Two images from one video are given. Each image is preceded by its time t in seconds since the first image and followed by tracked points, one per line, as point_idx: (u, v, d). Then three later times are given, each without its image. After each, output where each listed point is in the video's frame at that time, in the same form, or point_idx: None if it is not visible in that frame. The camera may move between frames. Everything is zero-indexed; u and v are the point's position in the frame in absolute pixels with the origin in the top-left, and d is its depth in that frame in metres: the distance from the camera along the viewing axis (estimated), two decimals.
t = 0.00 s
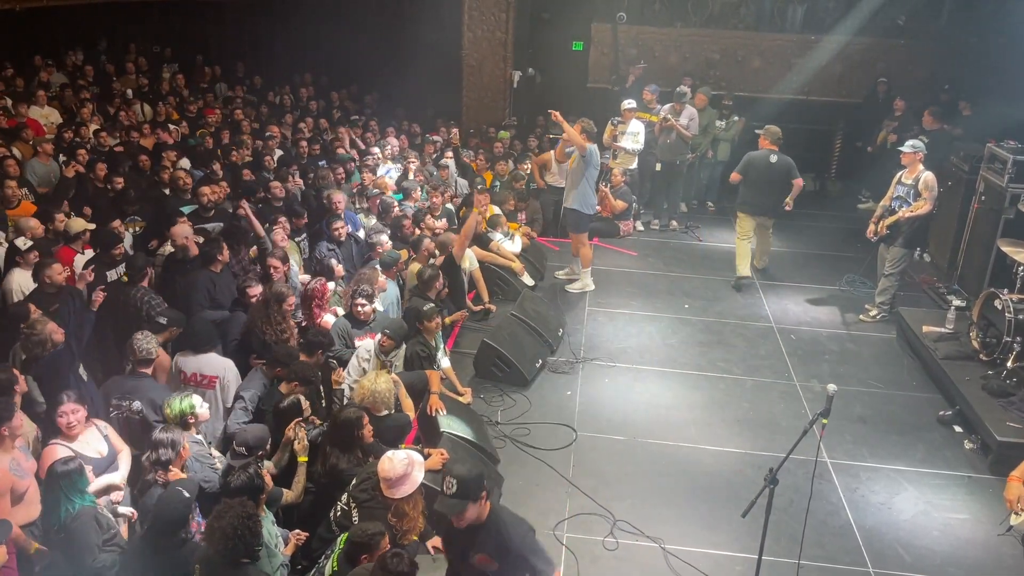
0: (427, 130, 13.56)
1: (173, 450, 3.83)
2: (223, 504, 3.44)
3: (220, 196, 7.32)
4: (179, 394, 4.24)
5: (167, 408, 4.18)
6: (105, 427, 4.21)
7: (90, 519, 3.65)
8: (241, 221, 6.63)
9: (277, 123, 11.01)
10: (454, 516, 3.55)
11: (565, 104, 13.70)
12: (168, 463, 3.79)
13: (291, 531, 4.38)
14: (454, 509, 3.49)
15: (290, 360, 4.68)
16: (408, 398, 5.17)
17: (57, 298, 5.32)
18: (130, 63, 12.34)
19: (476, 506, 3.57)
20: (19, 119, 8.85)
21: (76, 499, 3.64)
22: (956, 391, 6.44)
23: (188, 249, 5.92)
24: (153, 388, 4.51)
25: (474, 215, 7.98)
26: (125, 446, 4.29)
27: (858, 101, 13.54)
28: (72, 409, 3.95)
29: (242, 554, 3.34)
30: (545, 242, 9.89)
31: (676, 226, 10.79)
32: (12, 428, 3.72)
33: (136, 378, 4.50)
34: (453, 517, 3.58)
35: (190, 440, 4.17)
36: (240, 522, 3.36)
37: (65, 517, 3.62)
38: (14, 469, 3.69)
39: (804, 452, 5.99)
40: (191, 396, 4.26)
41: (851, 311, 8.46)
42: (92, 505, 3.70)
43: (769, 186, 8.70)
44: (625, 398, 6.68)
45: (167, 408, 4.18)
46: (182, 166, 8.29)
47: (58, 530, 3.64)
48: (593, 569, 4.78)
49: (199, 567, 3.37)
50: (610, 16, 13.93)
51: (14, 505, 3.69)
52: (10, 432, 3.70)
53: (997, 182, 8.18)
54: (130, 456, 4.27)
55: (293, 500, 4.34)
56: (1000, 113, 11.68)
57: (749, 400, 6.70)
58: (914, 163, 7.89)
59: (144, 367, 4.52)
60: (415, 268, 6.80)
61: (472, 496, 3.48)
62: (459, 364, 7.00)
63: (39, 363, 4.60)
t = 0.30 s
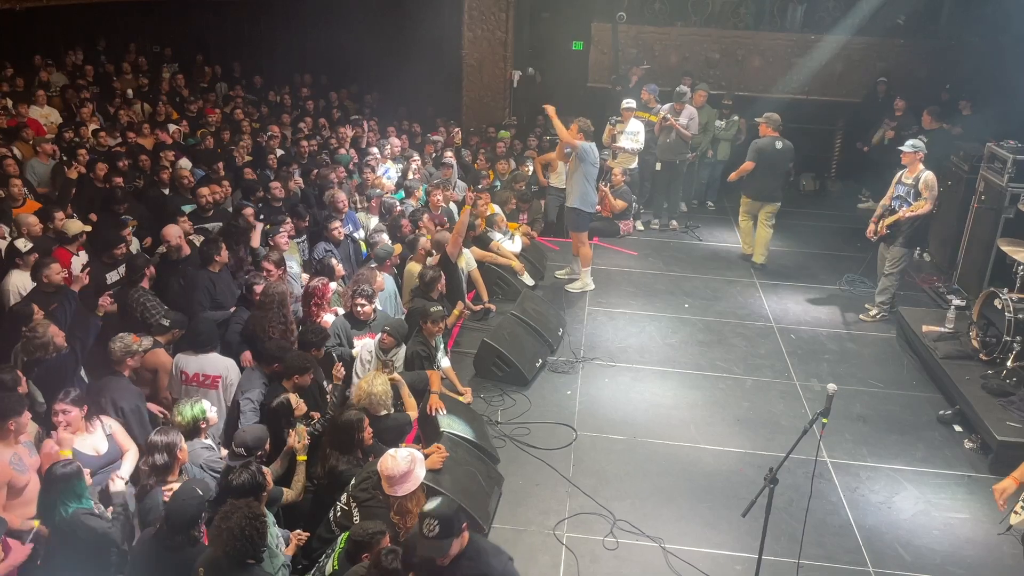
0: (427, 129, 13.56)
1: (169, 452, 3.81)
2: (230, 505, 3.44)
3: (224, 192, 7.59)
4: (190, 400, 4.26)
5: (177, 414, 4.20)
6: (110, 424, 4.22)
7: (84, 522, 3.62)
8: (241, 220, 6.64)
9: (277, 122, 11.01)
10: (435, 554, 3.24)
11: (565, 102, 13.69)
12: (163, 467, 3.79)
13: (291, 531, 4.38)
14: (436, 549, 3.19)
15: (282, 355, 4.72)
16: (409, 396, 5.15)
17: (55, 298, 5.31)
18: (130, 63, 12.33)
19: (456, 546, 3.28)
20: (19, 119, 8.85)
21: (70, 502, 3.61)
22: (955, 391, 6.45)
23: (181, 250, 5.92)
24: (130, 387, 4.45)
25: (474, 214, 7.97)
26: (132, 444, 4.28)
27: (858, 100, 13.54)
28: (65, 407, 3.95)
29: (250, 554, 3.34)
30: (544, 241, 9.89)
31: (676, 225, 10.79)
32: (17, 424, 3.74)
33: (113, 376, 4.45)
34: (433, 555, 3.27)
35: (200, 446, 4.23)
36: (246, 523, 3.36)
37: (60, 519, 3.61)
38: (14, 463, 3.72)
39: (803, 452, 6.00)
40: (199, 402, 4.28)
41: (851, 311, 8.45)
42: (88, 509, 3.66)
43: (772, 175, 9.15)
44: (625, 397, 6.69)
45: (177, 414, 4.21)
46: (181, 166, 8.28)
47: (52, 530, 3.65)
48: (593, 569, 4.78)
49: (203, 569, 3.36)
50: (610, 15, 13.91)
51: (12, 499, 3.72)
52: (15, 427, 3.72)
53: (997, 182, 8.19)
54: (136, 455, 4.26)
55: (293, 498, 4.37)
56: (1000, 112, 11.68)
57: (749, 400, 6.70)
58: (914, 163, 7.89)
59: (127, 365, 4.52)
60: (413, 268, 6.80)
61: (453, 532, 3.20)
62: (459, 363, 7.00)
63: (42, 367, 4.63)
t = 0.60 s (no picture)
0: (427, 129, 13.56)
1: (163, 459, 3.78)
2: (230, 506, 3.44)
3: (223, 192, 7.56)
4: (203, 405, 4.18)
5: (194, 420, 4.11)
6: (109, 423, 4.22)
7: (84, 515, 3.62)
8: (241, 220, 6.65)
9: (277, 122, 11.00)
10: None
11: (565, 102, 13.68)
12: (158, 473, 3.77)
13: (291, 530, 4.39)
14: None
15: (275, 354, 4.73)
16: (413, 398, 5.18)
17: (53, 297, 5.32)
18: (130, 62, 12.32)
19: None
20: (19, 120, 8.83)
21: (69, 499, 3.62)
22: (955, 390, 6.45)
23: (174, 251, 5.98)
24: (117, 382, 4.45)
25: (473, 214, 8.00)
26: (132, 444, 4.27)
27: (858, 100, 13.54)
28: (62, 409, 3.92)
29: (253, 554, 3.33)
30: (544, 241, 9.90)
31: (676, 225, 10.79)
32: (18, 425, 3.74)
33: (102, 372, 4.45)
34: None
35: (214, 452, 4.16)
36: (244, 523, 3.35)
37: (56, 517, 3.60)
38: (12, 466, 3.72)
39: (803, 451, 6.00)
40: (213, 407, 4.21)
41: (851, 310, 8.45)
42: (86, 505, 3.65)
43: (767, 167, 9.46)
44: (625, 397, 6.69)
45: (193, 420, 4.11)
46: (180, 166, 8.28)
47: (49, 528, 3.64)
48: (593, 569, 4.78)
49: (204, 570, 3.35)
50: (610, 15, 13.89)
51: (12, 500, 3.72)
52: (15, 428, 3.71)
53: (997, 181, 8.19)
54: (136, 456, 4.24)
55: (293, 496, 4.33)
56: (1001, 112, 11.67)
57: (748, 399, 6.70)
58: (914, 163, 7.88)
59: (115, 363, 4.50)
60: (412, 267, 6.78)
61: None
62: (458, 363, 7.00)
63: (43, 368, 4.64)
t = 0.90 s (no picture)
0: (427, 129, 13.56)
1: (162, 461, 3.81)
2: (218, 510, 3.44)
3: (223, 192, 7.53)
4: (211, 404, 4.26)
5: (201, 419, 4.19)
6: (106, 425, 4.21)
7: (84, 514, 3.63)
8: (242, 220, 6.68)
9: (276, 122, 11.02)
10: None
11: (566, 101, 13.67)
12: (156, 477, 3.80)
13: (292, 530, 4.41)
14: None
15: (270, 355, 4.77)
16: (415, 399, 5.17)
17: (52, 297, 5.33)
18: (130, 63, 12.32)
19: None
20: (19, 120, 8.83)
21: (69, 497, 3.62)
22: (955, 390, 6.45)
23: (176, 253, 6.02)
24: (118, 384, 4.46)
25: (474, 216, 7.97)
26: (129, 446, 4.28)
27: (858, 100, 13.54)
28: (59, 410, 3.92)
29: (242, 557, 3.33)
30: (544, 241, 9.90)
31: (676, 225, 10.79)
32: (17, 428, 3.73)
33: (103, 375, 4.44)
34: None
35: (216, 451, 4.19)
36: (233, 527, 3.35)
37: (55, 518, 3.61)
38: (13, 468, 3.72)
39: (803, 451, 6.00)
40: (220, 406, 4.29)
41: (851, 310, 8.46)
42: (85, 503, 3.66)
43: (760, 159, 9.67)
44: (625, 396, 6.70)
45: (200, 419, 4.18)
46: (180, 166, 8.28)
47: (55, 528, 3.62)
48: (593, 568, 4.78)
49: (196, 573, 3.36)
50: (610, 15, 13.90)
51: (16, 502, 3.71)
52: (15, 431, 3.71)
53: (997, 181, 8.19)
54: (133, 458, 4.26)
55: (295, 494, 4.33)
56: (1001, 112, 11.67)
57: (749, 399, 6.71)
58: (914, 162, 7.87)
59: (116, 364, 4.47)
60: (412, 268, 6.74)
61: None
62: (459, 363, 7.01)
63: (42, 367, 4.63)
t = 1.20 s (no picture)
0: (427, 129, 13.56)
1: (166, 463, 3.81)
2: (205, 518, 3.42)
3: (223, 193, 7.51)
4: (211, 402, 4.30)
5: (202, 414, 4.23)
6: (104, 429, 4.20)
7: (85, 516, 3.64)
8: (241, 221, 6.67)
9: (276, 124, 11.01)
10: None
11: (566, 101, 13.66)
12: (160, 478, 3.80)
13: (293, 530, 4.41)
14: None
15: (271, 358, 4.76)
16: (415, 399, 5.14)
17: (50, 298, 5.31)
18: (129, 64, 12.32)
19: None
20: (19, 122, 8.83)
21: (69, 498, 3.65)
22: (955, 390, 6.45)
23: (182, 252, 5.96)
24: (130, 390, 4.49)
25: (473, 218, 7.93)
26: (127, 450, 4.23)
27: (858, 100, 13.53)
28: (59, 413, 3.91)
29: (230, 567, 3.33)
30: (544, 242, 9.91)
31: (677, 226, 10.79)
32: (17, 432, 3.73)
33: (113, 380, 4.47)
34: None
35: (209, 448, 4.23)
36: (224, 534, 3.35)
37: (57, 519, 3.63)
38: (15, 472, 3.71)
39: (803, 451, 6.00)
40: (222, 404, 4.33)
41: (851, 310, 8.46)
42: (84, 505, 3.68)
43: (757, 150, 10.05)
44: (625, 397, 6.70)
45: (202, 413, 4.23)
46: (180, 168, 8.28)
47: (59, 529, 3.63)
48: (593, 569, 4.78)
49: None
50: (610, 15, 13.89)
51: (19, 505, 3.70)
52: (15, 434, 3.70)
53: (997, 181, 8.19)
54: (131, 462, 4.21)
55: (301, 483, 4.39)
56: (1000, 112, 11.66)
57: (749, 399, 6.71)
58: (913, 162, 7.85)
59: (125, 369, 4.50)
60: (412, 268, 6.75)
61: None
62: (459, 363, 7.01)
63: (39, 367, 4.64)
